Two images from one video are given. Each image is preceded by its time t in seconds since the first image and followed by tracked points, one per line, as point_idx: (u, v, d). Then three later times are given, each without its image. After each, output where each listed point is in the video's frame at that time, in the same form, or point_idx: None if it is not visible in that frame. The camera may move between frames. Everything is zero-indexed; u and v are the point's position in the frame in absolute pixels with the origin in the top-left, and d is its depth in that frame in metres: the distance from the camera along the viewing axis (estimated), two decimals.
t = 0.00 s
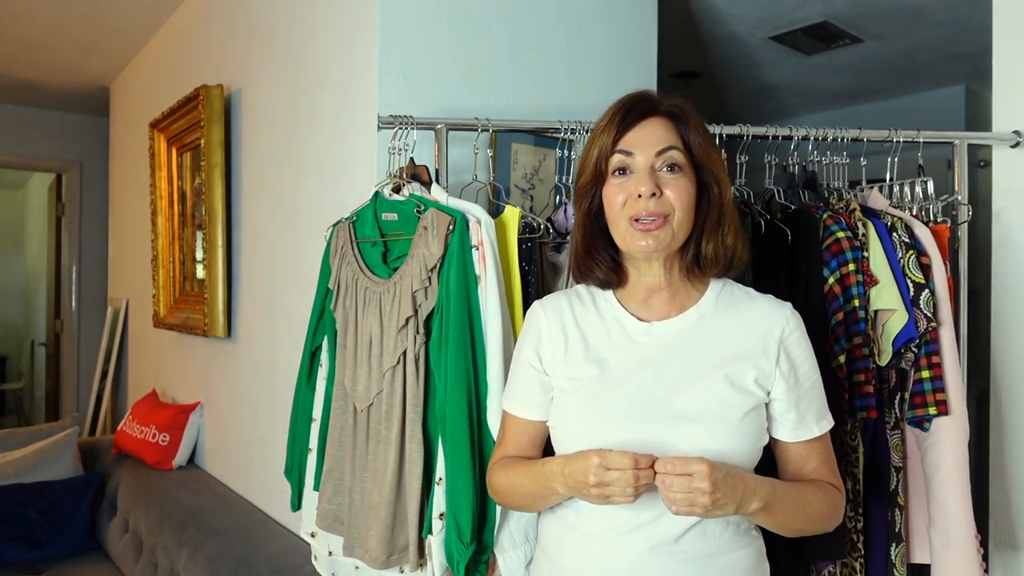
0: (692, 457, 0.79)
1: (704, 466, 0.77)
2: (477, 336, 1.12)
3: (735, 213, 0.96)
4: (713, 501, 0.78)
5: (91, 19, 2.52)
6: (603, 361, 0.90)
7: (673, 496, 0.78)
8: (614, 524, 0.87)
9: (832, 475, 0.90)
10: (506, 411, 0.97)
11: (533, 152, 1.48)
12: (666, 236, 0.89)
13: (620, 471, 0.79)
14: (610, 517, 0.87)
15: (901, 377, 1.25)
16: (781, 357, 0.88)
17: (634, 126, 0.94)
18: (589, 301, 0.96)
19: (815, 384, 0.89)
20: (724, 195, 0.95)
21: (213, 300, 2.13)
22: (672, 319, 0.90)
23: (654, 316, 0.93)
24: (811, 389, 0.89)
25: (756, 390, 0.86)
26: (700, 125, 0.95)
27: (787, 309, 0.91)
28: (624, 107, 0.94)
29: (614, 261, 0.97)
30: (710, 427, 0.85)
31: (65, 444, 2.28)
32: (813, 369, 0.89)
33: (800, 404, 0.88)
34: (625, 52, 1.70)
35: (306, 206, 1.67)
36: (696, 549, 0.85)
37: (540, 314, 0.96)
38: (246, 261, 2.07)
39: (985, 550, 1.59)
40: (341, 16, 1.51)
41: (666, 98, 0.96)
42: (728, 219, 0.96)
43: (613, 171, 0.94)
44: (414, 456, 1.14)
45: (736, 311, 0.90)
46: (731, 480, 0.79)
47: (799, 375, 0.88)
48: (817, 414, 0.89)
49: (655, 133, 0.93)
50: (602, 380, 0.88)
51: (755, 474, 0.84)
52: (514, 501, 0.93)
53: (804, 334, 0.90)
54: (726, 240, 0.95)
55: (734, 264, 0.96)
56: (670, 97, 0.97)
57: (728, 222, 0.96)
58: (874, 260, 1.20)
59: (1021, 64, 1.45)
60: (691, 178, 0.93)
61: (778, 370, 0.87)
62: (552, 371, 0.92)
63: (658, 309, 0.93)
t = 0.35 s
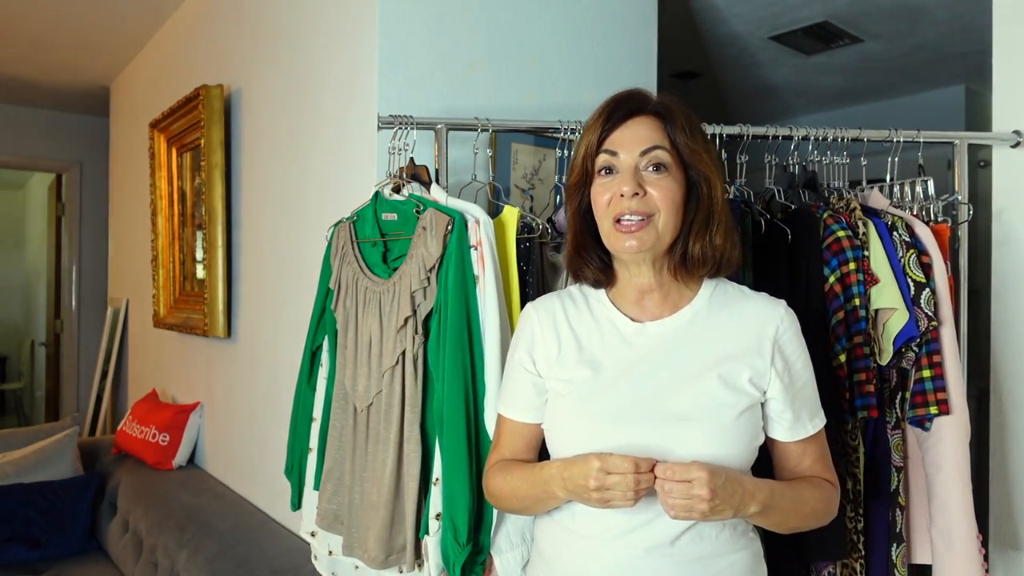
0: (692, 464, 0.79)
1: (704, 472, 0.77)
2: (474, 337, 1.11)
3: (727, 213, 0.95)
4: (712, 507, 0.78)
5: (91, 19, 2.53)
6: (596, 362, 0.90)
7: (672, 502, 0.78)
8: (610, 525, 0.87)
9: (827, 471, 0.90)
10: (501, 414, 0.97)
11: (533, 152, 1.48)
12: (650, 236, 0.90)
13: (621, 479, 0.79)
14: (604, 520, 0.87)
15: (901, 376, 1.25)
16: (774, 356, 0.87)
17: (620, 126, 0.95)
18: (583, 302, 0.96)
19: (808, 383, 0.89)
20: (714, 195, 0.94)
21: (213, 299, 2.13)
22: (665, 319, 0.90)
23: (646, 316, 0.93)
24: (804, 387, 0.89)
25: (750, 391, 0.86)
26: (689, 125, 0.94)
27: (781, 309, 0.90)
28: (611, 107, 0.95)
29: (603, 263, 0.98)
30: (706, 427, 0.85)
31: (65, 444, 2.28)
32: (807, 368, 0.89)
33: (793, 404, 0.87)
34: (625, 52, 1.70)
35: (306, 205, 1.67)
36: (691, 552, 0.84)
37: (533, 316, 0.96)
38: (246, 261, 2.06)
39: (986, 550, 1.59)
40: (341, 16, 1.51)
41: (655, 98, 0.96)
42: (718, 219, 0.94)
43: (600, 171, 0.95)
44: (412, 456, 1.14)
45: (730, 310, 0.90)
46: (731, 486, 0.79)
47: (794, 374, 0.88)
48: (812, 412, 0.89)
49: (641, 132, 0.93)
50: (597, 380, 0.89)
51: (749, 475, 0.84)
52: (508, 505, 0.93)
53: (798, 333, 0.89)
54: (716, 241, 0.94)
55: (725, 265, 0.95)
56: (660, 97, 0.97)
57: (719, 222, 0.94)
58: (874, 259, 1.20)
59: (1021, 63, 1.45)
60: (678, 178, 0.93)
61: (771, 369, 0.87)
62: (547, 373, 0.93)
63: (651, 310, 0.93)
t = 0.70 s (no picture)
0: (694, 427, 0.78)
1: (705, 437, 0.77)
2: (474, 336, 1.11)
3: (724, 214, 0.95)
4: (706, 471, 0.77)
5: (91, 19, 2.53)
6: (593, 362, 0.90)
7: (664, 457, 0.77)
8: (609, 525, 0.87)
9: (813, 475, 0.91)
10: (500, 417, 0.97)
11: (533, 152, 1.48)
12: (648, 236, 0.90)
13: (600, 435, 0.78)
14: (604, 519, 0.87)
15: (901, 377, 1.25)
16: (771, 355, 0.87)
17: (618, 126, 0.95)
18: (579, 301, 0.96)
19: (805, 382, 0.89)
20: (712, 196, 0.94)
21: (213, 299, 2.13)
22: (663, 319, 0.90)
23: (643, 316, 0.93)
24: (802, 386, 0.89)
25: (747, 390, 0.86)
26: (687, 126, 0.94)
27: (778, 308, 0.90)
28: (609, 107, 0.95)
29: (601, 263, 0.98)
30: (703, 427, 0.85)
31: (65, 444, 2.28)
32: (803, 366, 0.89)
33: (789, 403, 0.87)
34: (625, 53, 1.70)
35: (306, 205, 1.67)
36: (690, 553, 0.84)
37: (530, 317, 0.96)
38: (246, 261, 2.06)
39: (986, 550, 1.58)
40: (341, 16, 1.51)
41: (653, 98, 0.96)
42: (716, 219, 0.94)
43: (598, 171, 0.95)
44: (412, 457, 1.14)
45: (727, 310, 0.90)
46: (729, 458, 0.79)
47: (791, 372, 0.88)
48: (808, 412, 0.89)
49: (640, 132, 0.93)
50: (595, 380, 0.89)
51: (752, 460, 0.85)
52: (506, 490, 0.93)
53: (795, 331, 0.89)
54: (713, 241, 0.94)
55: (723, 266, 0.95)
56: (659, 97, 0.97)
57: (716, 223, 0.94)
58: (874, 259, 1.20)
59: (1021, 62, 1.45)
60: (676, 178, 0.93)
61: (766, 368, 0.87)
62: (545, 374, 0.93)
63: (648, 310, 0.93)
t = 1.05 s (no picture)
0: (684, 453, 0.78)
1: (695, 463, 0.76)
2: (476, 334, 1.12)
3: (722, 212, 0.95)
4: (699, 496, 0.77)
5: (91, 19, 2.53)
6: (593, 362, 0.90)
7: (660, 488, 0.77)
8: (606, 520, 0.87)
9: (818, 477, 0.90)
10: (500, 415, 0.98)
11: (533, 152, 1.48)
12: (643, 232, 0.90)
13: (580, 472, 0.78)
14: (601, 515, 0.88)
15: (901, 377, 1.25)
16: (770, 355, 0.87)
17: (613, 124, 0.95)
18: (580, 301, 0.96)
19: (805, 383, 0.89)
20: (708, 193, 0.94)
21: (213, 299, 2.13)
22: (663, 320, 0.90)
23: (643, 315, 0.93)
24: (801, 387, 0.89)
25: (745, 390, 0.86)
26: (682, 122, 0.94)
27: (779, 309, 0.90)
28: (604, 106, 0.96)
29: (601, 263, 0.99)
30: (703, 427, 0.85)
31: (65, 444, 2.28)
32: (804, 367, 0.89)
33: (788, 403, 0.87)
34: (625, 53, 1.70)
35: (306, 205, 1.67)
36: (686, 552, 0.84)
37: (532, 317, 0.96)
38: (246, 261, 2.07)
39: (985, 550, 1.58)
40: (341, 16, 1.51)
41: (649, 96, 0.97)
42: (712, 217, 0.94)
43: (594, 169, 0.96)
44: (413, 457, 1.14)
45: (727, 311, 0.90)
46: (720, 479, 0.79)
47: (790, 373, 0.88)
48: (808, 413, 0.89)
49: (635, 129, 0.93)
50: (595, 381, 0.89)
51: (745, 473, 0.84)
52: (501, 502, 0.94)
53: (795, 332, 0.89)
54: (709, 238, 0.94)
55: (720, 264, 0.94)
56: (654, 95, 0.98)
57: (713, 220, 0.94)
58: (874, 260, 1.20)
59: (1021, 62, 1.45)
60: (672, 174, 0.93)
61: (764, 367, 0.87)
62: (545, 373, 0.93)
63: (647, 310, 0.93)
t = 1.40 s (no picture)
0: (682, 467, 0.79)
1: (693, 477, 0.77)
2: (478, 334, 1.12)
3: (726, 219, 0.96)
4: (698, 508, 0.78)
5: (91, 19, 2.53)
6: (593, 361, 0.90)
7: (659, 501, 0.78)
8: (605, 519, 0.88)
9: (819, 473, 0.90)
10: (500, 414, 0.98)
11: (533, 152, 1.48)
12: (658, 238, 0.90)
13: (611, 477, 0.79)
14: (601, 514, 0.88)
15: (900, 377, 1.25)
16: (768, 353, 0.87)
17: (630, 126, 0.94)
18: (579, 301, 0.97)
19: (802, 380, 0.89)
20: (715, 200, 0.95)
21: (213, 300, 2.13)
22: (662, 320, 0.90)
23: (643, 315, 0.93)
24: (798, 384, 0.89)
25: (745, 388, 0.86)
26: (694, 128, 0.95)
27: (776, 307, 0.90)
28: (621, 107, 0.94)
29: (603, 259, 0.98)
30: (702, 425, 0.85)
31: (65, 444, 2.28)
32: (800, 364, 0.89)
33: (786, 400, 0.87)
34: (625, 53, 1.70)
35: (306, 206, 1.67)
36: (687, 550, 0.84)
37: (530, 318, 0.97)
38: (246, 261, 2.07)
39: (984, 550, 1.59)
40: (342, 16, 1.51)
41: (661, 98, 0.96)
42: (718, 223, 0.95)
43: (607, 170, 0.94)
44: (414, 457, 1.14)
45: (725, 310, 0.90)
46: (718, 489, 0.79)
47: (788, 370, 0.88)
48: (805, 410, 0.89)
49: (651, 133, 0.93)
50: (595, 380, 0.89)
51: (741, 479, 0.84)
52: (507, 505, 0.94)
53: (792, 330, 0.90)
54: (717, 244, 0.95)
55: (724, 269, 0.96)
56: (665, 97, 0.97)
57: (718, 227, 0.95)
58: (874, 260, 1.20)
59: (1021, 62, 1.45)
60: (684, 180, 0.94)
61: (763, 365, 0.87)
62: (545, 373, 0.93)
63: (647, 309, 0.93)
